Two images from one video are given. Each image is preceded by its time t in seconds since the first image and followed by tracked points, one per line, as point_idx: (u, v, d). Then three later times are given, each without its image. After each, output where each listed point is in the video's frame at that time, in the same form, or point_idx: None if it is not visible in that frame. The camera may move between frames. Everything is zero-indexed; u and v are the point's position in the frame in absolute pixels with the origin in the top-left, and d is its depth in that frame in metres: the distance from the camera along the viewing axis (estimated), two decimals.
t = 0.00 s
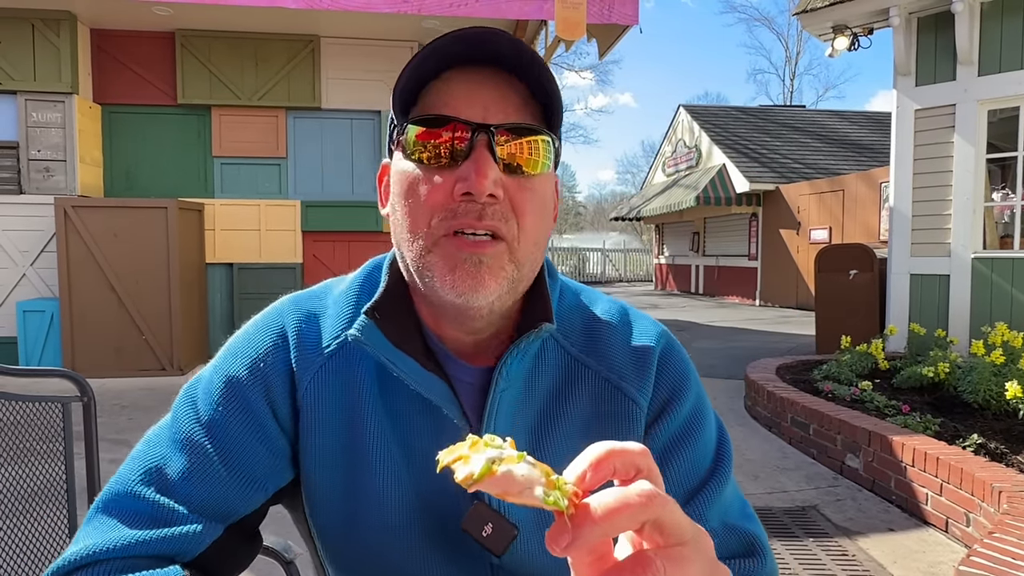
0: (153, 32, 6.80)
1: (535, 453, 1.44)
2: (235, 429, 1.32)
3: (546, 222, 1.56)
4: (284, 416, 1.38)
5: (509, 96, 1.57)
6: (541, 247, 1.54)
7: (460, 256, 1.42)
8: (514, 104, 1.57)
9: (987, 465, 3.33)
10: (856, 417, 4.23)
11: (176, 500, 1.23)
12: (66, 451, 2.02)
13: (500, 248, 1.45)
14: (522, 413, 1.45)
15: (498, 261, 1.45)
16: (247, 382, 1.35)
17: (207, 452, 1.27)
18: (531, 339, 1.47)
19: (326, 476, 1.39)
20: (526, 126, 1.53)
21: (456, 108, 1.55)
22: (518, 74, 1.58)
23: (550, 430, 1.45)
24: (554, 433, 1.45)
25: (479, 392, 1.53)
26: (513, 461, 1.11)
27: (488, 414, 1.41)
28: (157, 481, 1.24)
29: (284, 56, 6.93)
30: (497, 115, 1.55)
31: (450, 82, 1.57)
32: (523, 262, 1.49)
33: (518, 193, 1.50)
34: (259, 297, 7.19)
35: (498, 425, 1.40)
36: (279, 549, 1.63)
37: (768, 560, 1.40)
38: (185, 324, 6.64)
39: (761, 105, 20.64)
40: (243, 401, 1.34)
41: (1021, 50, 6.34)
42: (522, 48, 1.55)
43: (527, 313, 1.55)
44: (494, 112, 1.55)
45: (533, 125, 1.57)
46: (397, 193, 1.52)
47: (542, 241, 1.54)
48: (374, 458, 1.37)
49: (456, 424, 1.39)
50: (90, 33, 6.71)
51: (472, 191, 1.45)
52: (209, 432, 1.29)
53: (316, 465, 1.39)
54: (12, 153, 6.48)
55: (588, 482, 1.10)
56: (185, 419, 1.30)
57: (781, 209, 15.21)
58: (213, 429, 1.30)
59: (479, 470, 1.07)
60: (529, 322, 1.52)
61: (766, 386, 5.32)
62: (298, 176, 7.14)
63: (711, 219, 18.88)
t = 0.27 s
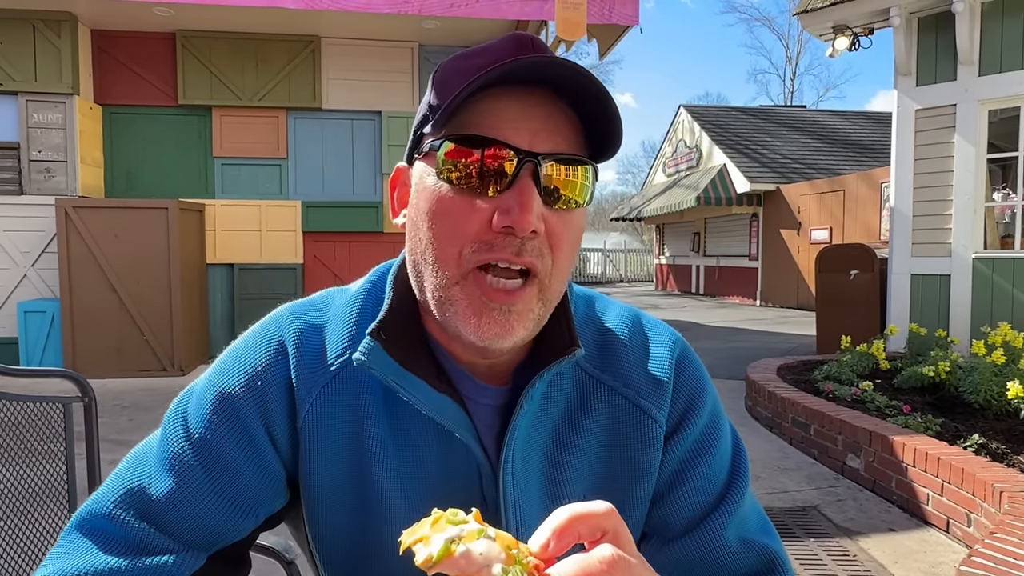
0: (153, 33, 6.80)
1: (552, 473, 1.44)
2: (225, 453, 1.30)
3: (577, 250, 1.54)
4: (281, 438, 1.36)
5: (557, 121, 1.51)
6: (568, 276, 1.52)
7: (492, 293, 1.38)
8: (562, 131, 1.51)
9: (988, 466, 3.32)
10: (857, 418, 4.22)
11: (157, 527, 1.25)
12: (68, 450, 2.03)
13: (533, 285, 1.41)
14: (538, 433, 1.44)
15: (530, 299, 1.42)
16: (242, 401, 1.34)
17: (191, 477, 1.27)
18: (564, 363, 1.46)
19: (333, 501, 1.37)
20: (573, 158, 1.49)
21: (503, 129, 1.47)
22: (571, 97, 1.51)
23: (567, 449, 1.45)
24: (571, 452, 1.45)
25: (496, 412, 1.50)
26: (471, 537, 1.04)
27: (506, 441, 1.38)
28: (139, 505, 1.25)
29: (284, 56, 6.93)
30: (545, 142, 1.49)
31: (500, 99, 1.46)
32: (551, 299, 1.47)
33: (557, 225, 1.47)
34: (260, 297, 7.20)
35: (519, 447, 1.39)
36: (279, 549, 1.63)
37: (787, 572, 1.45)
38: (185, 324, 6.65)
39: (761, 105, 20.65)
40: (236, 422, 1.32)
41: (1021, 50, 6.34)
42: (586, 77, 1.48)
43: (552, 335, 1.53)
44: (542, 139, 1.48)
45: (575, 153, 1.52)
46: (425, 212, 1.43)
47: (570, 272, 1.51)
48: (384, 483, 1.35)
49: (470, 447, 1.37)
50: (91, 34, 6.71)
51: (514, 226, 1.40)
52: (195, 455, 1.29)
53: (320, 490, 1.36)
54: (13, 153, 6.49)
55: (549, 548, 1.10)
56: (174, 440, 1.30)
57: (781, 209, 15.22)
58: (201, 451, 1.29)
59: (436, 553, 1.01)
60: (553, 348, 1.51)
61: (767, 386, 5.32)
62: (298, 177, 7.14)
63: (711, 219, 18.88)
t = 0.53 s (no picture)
0: (154, 34, 6.81)
1: (553, 477, 1.44)
2: (224, 457, 1.30)
3: (582, 253, 1.55)
4: (280, 442, 1.36)
5: (563, 125, 1.51)
6: (572, 280, 1.53)
7: (497, 298, 1.39)
8: (568, 134, 1.52)
9: (990, 466, 3.32)
10: (857, 418, 4.22)
11: (154, 532, 1.25)
12: (68, 451, 2.03)
13: (539, 289, 1.42)
14: (539, 436, 1.44)
15: (536, 300, 1.42)
16: (240, 405, 1.33)
17: (189, 482, 1.27)
18: (564, 368, 1.46)
19: (332, 505, 1.37)
20: (579, 163, 1.50)
21: (509, 132, 1.46)
22: (576, 99, 1.51)
23: (568, 453, 1.45)
24: (572, 456, 1.45)
25: (497, 417, 1.50)
26: (491, 536, 1.04)
27: (506, 446, 1.37)
28: (136, 509, 1.25)
29: (284, 57, 6.94)
30: (551, 146, 1.49)
31: (506, 103, 1.46)
32: (556, 301, 1.48)
33: (562, 230, 1.48)
34: (260, 298, 7.20)
35: (519, 451, 1.39)
36: (280, 550, 1.63)
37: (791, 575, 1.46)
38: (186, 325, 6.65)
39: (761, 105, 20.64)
40: (235, 425, 1.32)
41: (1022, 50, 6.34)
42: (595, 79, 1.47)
43: (552, 339, 1.53)
44: (548, 142, 1.48)
45: (579, 156, 1.53)
46: (428, 215, 1.42)
47: (573, 276, 1.52)
48: (383, 487, 1.35)
49: (470, 451, 1.37)
50: (91, 35, 6.71)
51: (521, 231, 1.41)
52: (194, 460, 1.29)
53: (319, 495, 1.36)
54: (14, 154, 6.50)
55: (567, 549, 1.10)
56: (172, 444, 1.30)
57: (782, 210, 15.22)
58: (199, 455, 1.29)
59: (457, 551, 1.01)
60: (554, 352, 1.50)
61: (768, 386, 5.32)
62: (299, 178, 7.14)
63: (711, 219, 18.87)
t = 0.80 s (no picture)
0: (154, 35, 6.81)
1: (553, 476, 1.44)
2: (226, 457, 1.31)
3: (582, 254, 1.55)
4: (281, 443, 1.36)
5: (563, 126, 1.51)
6: (572, 280, 1.53)
7: (498, 298, 1.39)
8: (568, 135, 1.52)
9: (990, 465, 3.32)
10: (858, 418, 4.22)
11: (158, 532, 1.25)
12: (69, 452, 2.03)
13: (540, 289, 1.42)
14: (539, 436, 1.44)
15: (536, 301, 1.42)
16: (242, 406, 1.34)
17: (192, 482, 1.27)
18: (564, 367, 1.46)
19: (333, 506, 1.37)
20: (578, 163, 1.50)
21: (509, 134, 1.46)
22: (576, 100, 1.51)
23: (568, 453, 1.45)
24: (572, 456, 1.45)
25: (498, 417, 1.50)
26: (489, 537, 1.04)
27: (506, 445, 1.38)
28: (140, 509, 1.25)
29: (284, 58, 6.94)
30: (551, 147, 1.49)
31: (506, 104, 1.46)
32: (557, 301, 1.47)
33: (562, 230, 1.48)
34: (261, 299, 7.20)
35: (519, 451, 1.39)
36: (280, 551, 1.62)
37: None
38: (186, 325, 6.65)
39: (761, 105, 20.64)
40: (237, 426, 1.33)
41: (1021, 50, 6.34)
42: (596, 81, 1.47)
43: (551, 339, 1.53)
44: (548, 143, 1.49)
45: (578, 156, 1.53)
46: (428, 216, 1.42)
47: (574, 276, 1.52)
48: (385, 488, 1.35)
49: (471, 450, 1.37)
50: (91, 37, 6.72)
51: (522, 231, 1.41)
52: (196, 460, 1.29)
53: (321, 496, 1.36)
54: (14, 155, 6.51)
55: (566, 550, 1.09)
56: (175, 444, 1.31)
57: (782, 210, 15.21)
58: (201, 454, 1.30)
59: (454, 552, 1.01)
60: (553, 351, 1.50)
61: (768, 386, 5.33)
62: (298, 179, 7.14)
63: (711, 219, 18.87)
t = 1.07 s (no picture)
0: (154, 36, 6.81)
1: (552, 475, 1.44)
2: (227, 455, 1.31)
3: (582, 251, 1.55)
4: (282, 441, 1.36)
5: (562, 123, 1.51)
6: (572, 277, 1.53)
7: (497, 294, 1.39)
8: (568, 132, 1.52)
9: (991, 465, 3.32)
10: (858, 418, 4.22)
11: (160, 529, 1.25)
12: (69, 453, 2.03)
13: (540, 285, 1.42)
14: (539, 435, 1.44)
15: (536, 297, 1.42)
16: (243, 403, 1.34)
17: (193, 479, 1.27)
18: (563, 364, 1.46)
19: (334, 503, 1.37)
20: (578, 159, 1.50)
21: (508, 130, 1.46)
22: (575, 98, 1.51)
23: (567, 451, 1.45)
24: (571, 454, 1.45)
25: (498, 415, 1.50)
26: (486, 542, 1.03)
27: (506, 442, 1.38)
28: (142, 506, 1.25)
29: (284, 59, 6.94)
30: (550, 143, 1.49)
31: (505, 101, 1.46)
32: (556, 297, 1.47)
33: (562, 226, 1.48)
34: (261, 300, 7.20)
35: (518, 449, 1.39)
36: (280, 552, 1.62)
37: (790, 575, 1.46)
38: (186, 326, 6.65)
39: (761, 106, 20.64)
40: (238, 422, 1.33)
41: (1021, 50, 6.34)
42: (594, 78, 1.47)
43: (551, 338, 1.53)
44: (548, 139, 1.49)
45: (577, 153, 1.53)
46: (428, 213, 1.42)
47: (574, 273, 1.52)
48: (384, 485, 1.35)
49: (471, 448, 1.37)
50: (91, 38, 6.72)
51: (521, 227, 1.40)
52: (197, 457, 1.29)
53: (322, 493, 1.36)
54: (15, 156, 6.51)
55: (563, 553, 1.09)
56: (176, 442, 1.31)
57: (782, 210, 15.21)
58: (202, 451, 1.30)
59: (451, 556, 1.01)
60: (552, 349, 1.50)
61: (768, 386, 5.33)
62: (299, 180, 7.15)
63: (711, 219, 18.87)
